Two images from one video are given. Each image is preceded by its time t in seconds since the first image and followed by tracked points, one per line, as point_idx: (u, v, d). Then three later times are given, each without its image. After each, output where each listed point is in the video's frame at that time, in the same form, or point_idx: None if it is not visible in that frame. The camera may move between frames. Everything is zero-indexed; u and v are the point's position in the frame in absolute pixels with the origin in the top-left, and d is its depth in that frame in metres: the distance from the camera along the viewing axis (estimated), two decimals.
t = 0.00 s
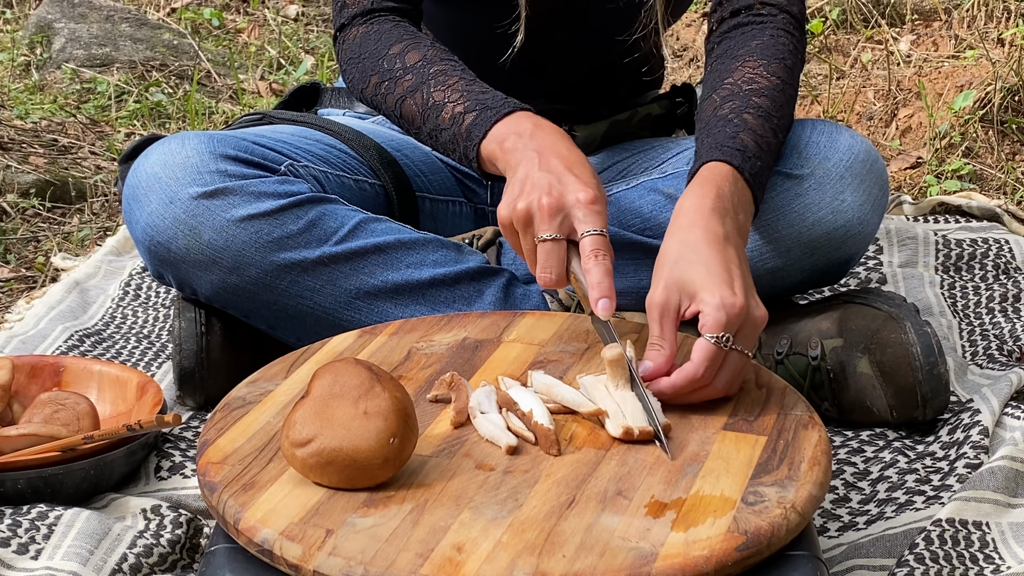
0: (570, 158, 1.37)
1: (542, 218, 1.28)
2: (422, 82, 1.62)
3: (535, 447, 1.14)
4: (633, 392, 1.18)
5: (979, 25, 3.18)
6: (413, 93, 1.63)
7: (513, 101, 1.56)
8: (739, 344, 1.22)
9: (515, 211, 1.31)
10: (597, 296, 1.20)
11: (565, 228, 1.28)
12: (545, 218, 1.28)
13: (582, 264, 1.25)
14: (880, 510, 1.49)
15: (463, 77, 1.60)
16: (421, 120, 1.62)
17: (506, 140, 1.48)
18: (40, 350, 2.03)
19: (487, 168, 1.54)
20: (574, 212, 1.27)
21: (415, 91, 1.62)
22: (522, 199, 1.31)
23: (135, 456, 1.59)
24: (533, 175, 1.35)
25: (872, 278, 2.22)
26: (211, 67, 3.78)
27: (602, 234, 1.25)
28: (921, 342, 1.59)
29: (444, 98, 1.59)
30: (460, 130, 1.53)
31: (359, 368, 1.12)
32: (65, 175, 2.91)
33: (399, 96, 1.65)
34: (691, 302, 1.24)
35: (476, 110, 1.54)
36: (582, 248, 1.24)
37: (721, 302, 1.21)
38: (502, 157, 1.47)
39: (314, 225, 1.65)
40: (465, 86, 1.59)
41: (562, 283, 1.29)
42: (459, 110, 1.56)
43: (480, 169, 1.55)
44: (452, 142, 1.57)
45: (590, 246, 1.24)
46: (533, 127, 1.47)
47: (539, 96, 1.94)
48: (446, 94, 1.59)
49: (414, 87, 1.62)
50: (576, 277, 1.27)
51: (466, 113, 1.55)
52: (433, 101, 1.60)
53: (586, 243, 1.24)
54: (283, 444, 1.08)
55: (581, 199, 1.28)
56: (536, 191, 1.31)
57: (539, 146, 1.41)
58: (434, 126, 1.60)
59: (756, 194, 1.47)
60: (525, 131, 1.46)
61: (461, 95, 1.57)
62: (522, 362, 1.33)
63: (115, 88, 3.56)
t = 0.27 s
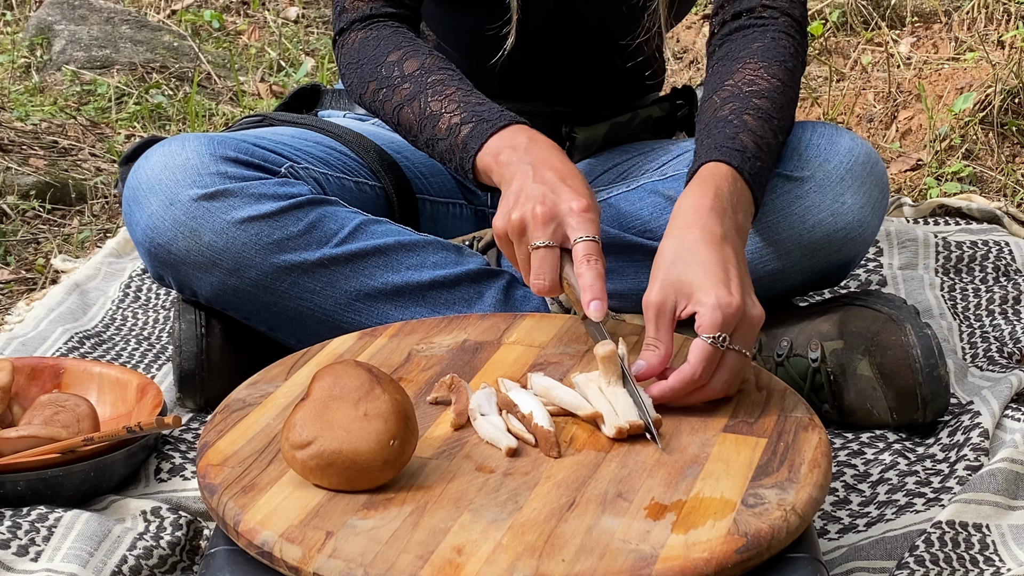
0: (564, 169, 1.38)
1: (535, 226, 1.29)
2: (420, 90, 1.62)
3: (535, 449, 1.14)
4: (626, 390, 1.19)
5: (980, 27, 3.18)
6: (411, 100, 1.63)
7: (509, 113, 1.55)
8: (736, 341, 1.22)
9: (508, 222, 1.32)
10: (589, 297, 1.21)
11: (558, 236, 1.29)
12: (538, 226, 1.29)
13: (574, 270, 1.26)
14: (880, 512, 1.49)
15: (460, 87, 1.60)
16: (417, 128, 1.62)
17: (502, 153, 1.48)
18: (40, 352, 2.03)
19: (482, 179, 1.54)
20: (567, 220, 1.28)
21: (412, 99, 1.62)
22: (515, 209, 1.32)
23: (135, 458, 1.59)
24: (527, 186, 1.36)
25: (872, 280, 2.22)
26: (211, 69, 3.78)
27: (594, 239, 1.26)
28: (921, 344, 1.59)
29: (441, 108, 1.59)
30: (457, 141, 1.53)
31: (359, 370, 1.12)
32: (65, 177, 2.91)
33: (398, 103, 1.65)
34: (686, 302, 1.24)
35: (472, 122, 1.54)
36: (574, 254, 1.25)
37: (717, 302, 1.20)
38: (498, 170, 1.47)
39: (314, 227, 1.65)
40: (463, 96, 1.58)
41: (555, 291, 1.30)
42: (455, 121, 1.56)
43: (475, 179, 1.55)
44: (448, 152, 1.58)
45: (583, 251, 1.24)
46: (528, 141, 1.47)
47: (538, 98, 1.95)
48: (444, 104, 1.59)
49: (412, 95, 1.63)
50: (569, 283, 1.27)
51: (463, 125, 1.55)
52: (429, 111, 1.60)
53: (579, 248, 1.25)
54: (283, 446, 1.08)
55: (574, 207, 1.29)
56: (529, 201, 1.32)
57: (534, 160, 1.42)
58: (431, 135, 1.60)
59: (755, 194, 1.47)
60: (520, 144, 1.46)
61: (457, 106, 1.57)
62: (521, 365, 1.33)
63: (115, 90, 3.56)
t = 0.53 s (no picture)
0: (562, 164, 1.38)
1: (534, 225, 1.28)
2: (418, 84, 1.62)
3: (534, 450, 1.13)
4: (624, 390, 1.19)
5: (979, 28, 3.18)
6: (409, 94, 1.63)
7: (508, 106, 1.55)
8: (719, 325, 1.22)
9: (507, 219, 1.31)
10: (588, 300, 1.20)
11: (557, 234, 1.28)
12: (537, 225, 1.28)
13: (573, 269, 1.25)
14: (879, 514, 1.49)
15: (459, 80, 1.60)
16: (416, 121, 1.62)
17: (500, 146, 1.47)
18: (39, 353, 2.03)
19: (481, 172, 1.54)
20: (566, 218, 1.28)
21: (410, 93, 1.62)
22: (513, 207, 1.31)
23: (133, 459, 1.59)
24: (525, 182, 1.35)
25: (871, 281, 2.22)
26: (211, 70, 3.78)
27: (593, 239, 1.25)
28: (921, 345, 1.59)
29: (439, 101, 1.58)
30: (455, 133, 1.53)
31: (358, 371, 1.12)
32: (64, 178, 2.91)
33: (396, 96, 1.65)
34: (670, 290, 1.24)
35: (471, 114, 1.54)
36: (573, 252, 1.25)
37: (694, 289, 1.20)
38: (496, 163, 1.47)
39: (313, 227, 1.65)
40: (462, 88, 1.58)
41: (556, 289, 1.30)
42: (454, 114, 1.56)
43: (473, 172, 1.56)
44: (447, 145, 1.57)
45: (582, 251, 1.24)
46: (526, 134, 1.47)
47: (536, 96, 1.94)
48: (442, 96, 1.59)
49: (409, 88, 1.63)
50: (568, 281, 1.27)
51: (461, 117, 1.55)
52: (428, 104, 1.60)
53: (578, 248, 1.24)
54: (282, 447, 1.08)
55: (573, 205, 1.28)
56: (527, 197, 1.31)
57: (532, 153, 1.42)
58: (429, 128, 1.60)
59: (750, 181, 1.47)
60: (518, 138, 1.46)
61: (456, 98, 1.57)
62: (521, 365, 1.33)
63: (114, 91, 3.56)
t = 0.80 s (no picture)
0: (560, 169, 1.39)
1: (532, 228, 1.30)
2: (417, 88, 1.62)
3: (533, 451, 1.13)
4: (620, 387, 1.20)
5: (979, 30, 3.18)
6: (408, 97, 1.63)
7: (506, 111, 1.55)
8: (719, 338, 1.23)
9: (505, 224, 1.33)
10: (584, 300, 1.21)
11: (555, 238, 1.30)
12: (534, 228, 1.30)
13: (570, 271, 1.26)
14: (878, 515, 1.49)
15: (458, 84, 1.60)
16: (415, 125, 1.62)
17: (498, 152, 1.48)
18: (38, 354, 2.03)
19: (479, 177, 1.54)
20: (563, 222, 1.29)
21: (409, 96, 1.63)
22: (511, 212, 1.33)
23: (132, 460, 1.59)
24: (523, 187, 1.36)
25: (871, 282, 2.22)
26: (210, 71, 3.78)
27: (591, 242, 1.26)
28: (920, 347, 1.59)
29: (438, 106, 1.59)
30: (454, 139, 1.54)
31: (357, 372, 1.12)
32: (63, 179, 2.91)
33: (396, 100, 1.65)
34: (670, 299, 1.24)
35: (470, 119, 1.54)
36: (571, 255, 1.26)
37: (696, 299, 1.20)
38: (494, 169, 1.47)
39: (313, 228, 1.65)
40: (461, 93, 1.58)
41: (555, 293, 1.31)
42: (452, 119, 1.56)
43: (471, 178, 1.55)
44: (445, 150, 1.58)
45: (579, 253, 1.25)
46: (524, 139, 1.47)
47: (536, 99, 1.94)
48: (441, 101, 1.59)
49: (409, 92, 1.63)
50: (564, 283, 1.28)
51: (460, 122, 1.55)
52: (427, 108, 1.60)
53: (575, 250, 1.25)
54: (281, 448, 1.08)
55: (571, 209, 1.30)
56: (525, 202, 1.33)
57: (530, 159, 1.42)
58: (428, 133, 1.60)
59: (747, 190, 1.47)
60: (517, 143, 1.46)
61: (455, 103, 1.57)
62: (520, 367, 1.33)
63: (114, 92, 3.56)
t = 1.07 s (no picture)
0: (556, 176, 1.39)
1: (528, 234, 1.30)
2: (416, 91, 1.62)
3: (533, 454, 1.13)
4: (615, 386, 1.22)
5: (979, 32, 3.18)
6: (407, 100, 1.63)
7: (504, 118, 1.55)
8: (717, 338, 1.22)
9: (502, 230, 1.33)
10: (581, 303, 1.23)
11: (551, 243, 1.30)
12: (530, 234, 1.30)
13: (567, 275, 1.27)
14: (878, 517, 1.49)
15: (457, 88, 1.60)
16: (413, 129, 1.62)
17: (495, 159, 1.48)
18: (38, 356, 2.03)
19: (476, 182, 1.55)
20: (559, 227, 1.30)
21: (408, 99, 1.62)
22: (508, 219, 1.33)
23: (132, 461, 1.59)
24: (520, 193, 1.37)
25: (871, 284, 2.22)
26: (210, 73, 3.78)
27: (587, 246, 1.27)
28: (920, 349, 1.59)
29: (437, 111, 1.58)
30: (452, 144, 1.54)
31: (357, 374, 1.12)
32: (63, 180, 2.91)
33: (394, 103, 1.65)
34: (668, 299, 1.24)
35: (468, 125, 1.54)
36: (567, 259, 1.26)
37: (694, 300, 1.20)
38: (492, 176, 1.48)
39: (313, 229, 1.65)
40: (459, 98, 1.58)
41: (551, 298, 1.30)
42: (451, 124, 1.56)
43: (468, 182, 1.56)
44: (443, 154, 1.58)
45: (576, 257, 1.26)
46: (522, 148, 1.47)
47: (536, 99, 1.94)
48: (439, 106, 1.59)
49: (408, 96, 1.62)
50: (563, 288, 1.29)
51: (458, 127, 1.55)
52: (426, 112, 1.60)
53: (572, 254, 1.26)
54: (281, 450, 1.08)
55: (567, 213, 1.30)
56: (521, 208, 1.33)
57: (527, 166, 1.42)
58: (426, 137, 1.60)
59: (746, 191, 1.47)
60: (514, 151, 1.47)
61: (453, 108, 1.57)
62: (520, 369, 1.33)
63: (114, 93, 3.56)
